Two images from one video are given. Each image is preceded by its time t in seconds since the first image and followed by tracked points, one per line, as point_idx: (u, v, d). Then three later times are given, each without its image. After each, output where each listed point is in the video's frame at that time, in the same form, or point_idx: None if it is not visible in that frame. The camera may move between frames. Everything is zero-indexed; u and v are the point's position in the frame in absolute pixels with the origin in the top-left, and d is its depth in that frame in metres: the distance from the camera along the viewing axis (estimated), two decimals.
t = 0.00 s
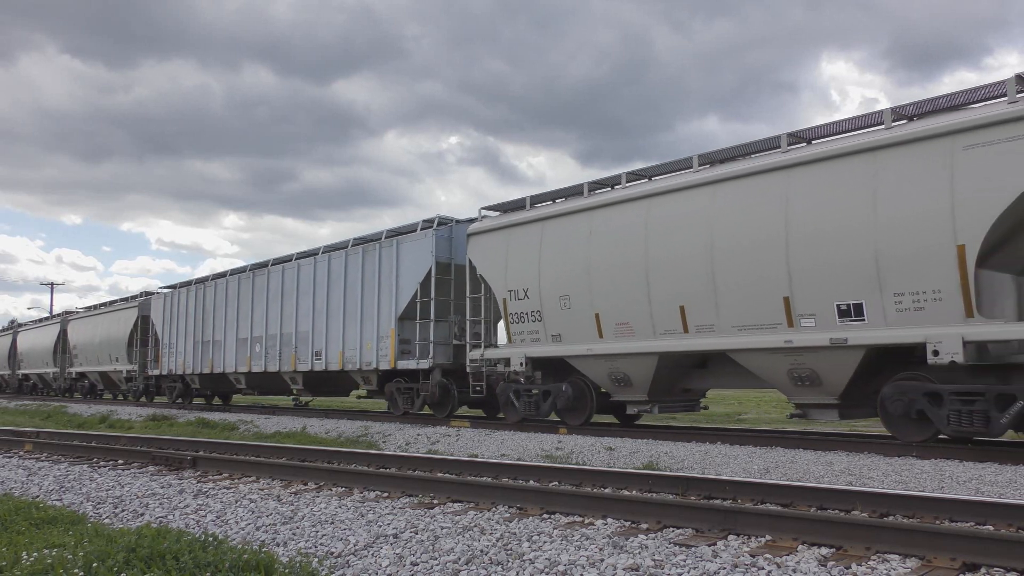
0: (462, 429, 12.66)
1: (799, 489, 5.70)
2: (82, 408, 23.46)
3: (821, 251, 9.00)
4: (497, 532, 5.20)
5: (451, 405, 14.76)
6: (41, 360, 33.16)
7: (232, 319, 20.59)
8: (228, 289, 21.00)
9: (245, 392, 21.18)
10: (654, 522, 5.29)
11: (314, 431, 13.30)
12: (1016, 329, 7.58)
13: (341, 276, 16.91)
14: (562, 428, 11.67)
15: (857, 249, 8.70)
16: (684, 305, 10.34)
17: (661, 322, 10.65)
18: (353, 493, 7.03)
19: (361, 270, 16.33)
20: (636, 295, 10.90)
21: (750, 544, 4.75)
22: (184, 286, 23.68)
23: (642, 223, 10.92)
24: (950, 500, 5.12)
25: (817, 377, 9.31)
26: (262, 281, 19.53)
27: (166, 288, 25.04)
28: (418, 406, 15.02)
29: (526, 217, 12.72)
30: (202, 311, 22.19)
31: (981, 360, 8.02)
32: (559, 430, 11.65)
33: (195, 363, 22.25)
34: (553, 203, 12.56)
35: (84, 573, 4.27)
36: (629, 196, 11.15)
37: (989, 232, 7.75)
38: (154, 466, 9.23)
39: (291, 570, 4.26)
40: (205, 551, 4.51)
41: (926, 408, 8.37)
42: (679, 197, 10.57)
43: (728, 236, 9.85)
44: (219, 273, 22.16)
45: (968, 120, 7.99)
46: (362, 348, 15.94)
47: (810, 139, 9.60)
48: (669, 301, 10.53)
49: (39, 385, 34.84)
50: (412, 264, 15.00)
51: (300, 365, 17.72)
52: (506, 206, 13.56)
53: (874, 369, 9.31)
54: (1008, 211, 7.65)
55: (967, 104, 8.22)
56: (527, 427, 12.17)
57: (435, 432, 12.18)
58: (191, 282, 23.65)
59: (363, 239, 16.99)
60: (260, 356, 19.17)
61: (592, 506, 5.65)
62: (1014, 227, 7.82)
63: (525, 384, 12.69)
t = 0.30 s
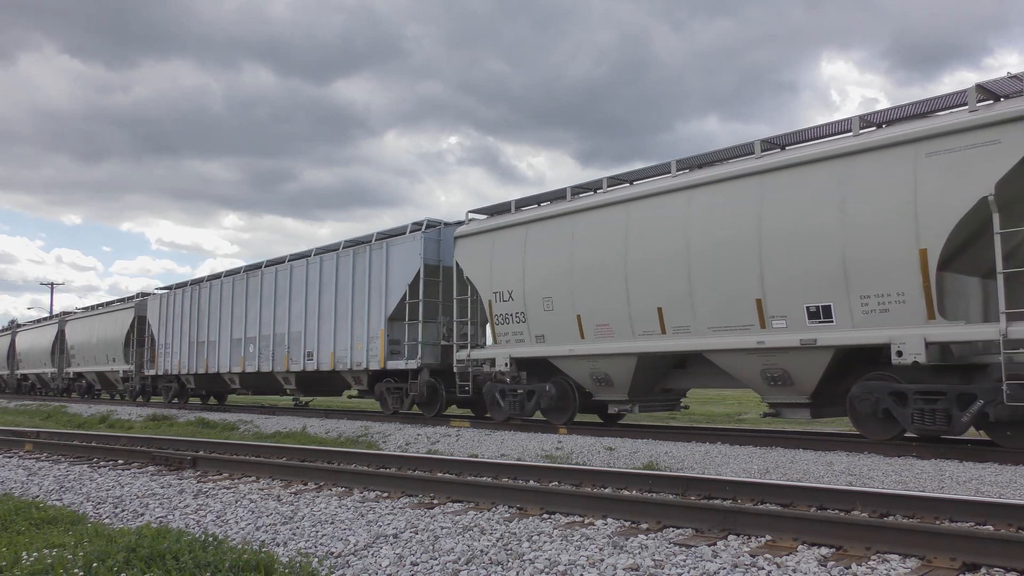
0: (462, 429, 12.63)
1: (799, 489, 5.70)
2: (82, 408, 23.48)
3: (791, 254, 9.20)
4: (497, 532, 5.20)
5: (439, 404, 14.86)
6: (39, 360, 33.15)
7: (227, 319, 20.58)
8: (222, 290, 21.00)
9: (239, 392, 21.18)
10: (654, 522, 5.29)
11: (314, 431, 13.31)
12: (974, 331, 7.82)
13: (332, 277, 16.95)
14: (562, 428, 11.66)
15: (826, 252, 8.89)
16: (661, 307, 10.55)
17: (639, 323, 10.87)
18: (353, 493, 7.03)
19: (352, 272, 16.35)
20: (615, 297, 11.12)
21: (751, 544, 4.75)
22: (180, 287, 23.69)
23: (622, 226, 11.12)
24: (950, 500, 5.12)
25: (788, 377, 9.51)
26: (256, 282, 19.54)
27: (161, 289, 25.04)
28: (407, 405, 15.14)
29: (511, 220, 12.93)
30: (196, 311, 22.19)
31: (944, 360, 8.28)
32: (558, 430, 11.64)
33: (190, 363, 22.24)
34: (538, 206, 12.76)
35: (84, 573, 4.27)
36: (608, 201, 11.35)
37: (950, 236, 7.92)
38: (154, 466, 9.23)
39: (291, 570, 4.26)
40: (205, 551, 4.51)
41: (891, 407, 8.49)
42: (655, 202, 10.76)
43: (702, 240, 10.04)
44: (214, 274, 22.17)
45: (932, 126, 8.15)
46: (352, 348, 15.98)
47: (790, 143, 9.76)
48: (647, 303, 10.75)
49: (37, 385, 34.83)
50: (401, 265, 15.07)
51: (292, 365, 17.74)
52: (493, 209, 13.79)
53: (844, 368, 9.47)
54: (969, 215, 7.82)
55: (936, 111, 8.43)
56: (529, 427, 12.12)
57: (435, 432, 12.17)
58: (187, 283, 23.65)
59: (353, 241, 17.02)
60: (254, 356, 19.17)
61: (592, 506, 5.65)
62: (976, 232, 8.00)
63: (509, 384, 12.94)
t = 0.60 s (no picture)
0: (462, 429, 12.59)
1: (798, 489, 5.70)
2: (81, 408, 23.51)
3: (763, 257, 9.58)
4: (497, 532, 5.20)
5: (428, 405, 14.97)
6: (37, 360, 33.15)
7: (221, 320, 20.59)
8: (217, 291, 21.02)
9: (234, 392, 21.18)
10: (654, 522, 5.29)
11: (314, 431, 13.31)
12: (936, 331, 8.21)
13: (324, 279, 17.01)
14: (562, 428, 11.67)
15: (797, 256, 9.28)
16: (641, 309, 10.88)
17: (620, 325, 11.20)
18: (353, 493, 7.03)
19: (343, 273, 16.42)
20: (597, 299, 11.46)
21: (751, 544, 4.75)
22: (176, 288, 23.69)
23: (603, 230, 11.48)
24: (950, 500, 5.12)
25: (762, 377, 9.85)
26: (249, 283, 19.57)
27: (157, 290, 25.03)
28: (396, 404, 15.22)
29: (496, 224, 13.22)
30: (191, 312, 22.20)
31: (910, 360, 8.65)
32: (559, 430, 11.66)
33: (185, 364, 22.23)
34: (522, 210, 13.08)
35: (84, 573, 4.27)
36: (590, 205, 11.72)
37: (913, 240, 8.35)
38: (154, 466, 9.23)
39: (290, 570, 4.26)
40: (205, 551, 4.51)
41: (860, 406, 8.88)
42: (635, 207, 11.13)
43: (679, 244, 10.39)
44: (209, 275, 22.19)
45: (896, 135, 8.58)
46: (344, 348, 16.05)
47: (769, 148, 10.03)
48: (628, 305, 11.09)
49: (36, 386, 34.83)
50: (391, 268, 15.16)
51: (284, 365, 17.77)
52: (480, 213, 14.11)
53: (814, 369, 9.83)
54: (930, 221, 8.24)
55: (903, 120, 8.80)
56: (529, 426, 12.11)
57: (435, 432, 12.17)
58: (182, 284, 23.64)
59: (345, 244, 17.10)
60: (248, 356, 19.18)
61: (592, 506, 5.65)
62: (937, 237, 8.42)
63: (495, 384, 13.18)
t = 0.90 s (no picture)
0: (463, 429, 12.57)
1: (798, 489, 5.70)
2: (79, 408, 23.51)
3: (736, 260, 9.78)
4: (497, 532, 5.20)
5: (416, 404, 14.97)
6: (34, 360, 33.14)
7: (215, 320, 20.61)
8: (211, 292, 21.05)
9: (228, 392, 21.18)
10: (654, 522, 5.29)
11: (314, 431, 13.31)
12: (901, 334, 8.40)
13: (315, 281, 17.07)
14: (562, 428, 11.67)
15: (768, 259, 9.47)
16: (620, 311, 11.09)
17: (601, 326, 11.42)
18: (353, 493, 7.02)
19: (333, 274, 16.47)
20: (578, 301, 11.66)
21: (750, 544, 4.75)
22: (171, 288, 23.71)
23: (585, 234, 11.68)
24: (950, 500, 5.12)
25: (737, 377, 10.10)
26: (242, 284, 19.60)
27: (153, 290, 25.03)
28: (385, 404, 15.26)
29: (482, 226, 13.44)
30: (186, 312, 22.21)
31: (878, 360, 8.75)
32: (558, 430, 11.65)
33: (180, 363, 22.23)
34: (508, 213, 13.29)
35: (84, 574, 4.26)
36: (572, 208, 11.93)
37: (878, 245, 8.52)
38: (153, 466, 9.22)
39: (290, 570, 4.26)
40: (205, 551, 4.51)
41: (830, 405, 9.09)
42: (614, 210, 11.34)
43: (656, 247, 10.60)
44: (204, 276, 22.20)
45: (863, 141, 8.76)
46: (335, 348, 16.10)
47: (748, 152, 10.21)
48: (607, 307, 11.29)
49: (34, 385, 34.84)
50: (380, 270, 15.24)
51: (277, 365, 17.80)
52: (468, 215, 14.29)
53: (788, 369, 10.07)
54: (895, 225, 8.42)
55: (873, 126, 8.98)
56: (529, 427, 12.10)
57: (435, 432, 12.17)
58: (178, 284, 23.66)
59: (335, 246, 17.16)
60: (241, 356, 19.20)
61: (592, 506, 5.65)
62: (903, 241, 8.59)
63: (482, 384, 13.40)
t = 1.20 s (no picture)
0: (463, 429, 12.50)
1: (798, 489, 5.70)
2: (78, 408, 23.51)
3: (712, 263, 10.05)
4: (497, 532, 5.20)
5: (405, 404, 15.07)
6: (33, 360, 33.17)
7: (210, 321, 20.64)
8: (205, 293, 21.08)
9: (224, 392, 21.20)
10: (654, 522, 5.29)
11: (314, 431, 13.31)
12: (867, 334, 8.70)
13: (307, 282, 17.13)
14: (562, 428, 11.67)
15: (743, 263, 9.76)
16: (602, 312, 11.36)
17: (583, 327, 11.69)
18: (353, 492, 7.03)
19: (325, 276, 16.55)
20: (562, 303, 11.93)
21: (750, 544, 4.75)
22: (167, 289, 23.73)
23: (568, 237, 11.95)
24: (950, 500, 5.12)
25: (714, 377, 10.35)
26: (236, 285, 19.64)
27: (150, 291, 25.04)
28: (376, 403, 15.37)
29: (469, 229, 13.69)
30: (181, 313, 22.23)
31: (848, 360, 9.00)
32: (558, 430, 11.64)
33: (176, 363, 22.23)
34: (495, 217, 13.55)
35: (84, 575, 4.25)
36: (555, 212, 12.19)
37: (846, 249, 8.83)
38: (154, 466, 9.23)
39: (290, 570, 4.26)
40: (205, 552, 4.51)
41: (801, 405, 9.33)
42: (596, 214, 11.63)
43: (636, 250, 10.89)
44: (200, 276, 22.22)
45: (833, 148, 9.06)
46: (327, 349, 16.16)
47: (725, 157, 10.50)
48: (590, 308, 11.57)
49: (33, 386, 34.88)
50: (371, 271, 15.33)
51: (270, 366, 17.84)
52: (456, 218, 14.55)
53: (763, 369, 10.34)
54: (863, 229, 8.72)
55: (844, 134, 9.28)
56: (528, 427, 12.13)
57: (435, 432, 12.17)
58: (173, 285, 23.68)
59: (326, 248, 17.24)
60: (236, 356, 19.22)
61: (592, 506, 5.65)
62: (870, 245, 8.91)
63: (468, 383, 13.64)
